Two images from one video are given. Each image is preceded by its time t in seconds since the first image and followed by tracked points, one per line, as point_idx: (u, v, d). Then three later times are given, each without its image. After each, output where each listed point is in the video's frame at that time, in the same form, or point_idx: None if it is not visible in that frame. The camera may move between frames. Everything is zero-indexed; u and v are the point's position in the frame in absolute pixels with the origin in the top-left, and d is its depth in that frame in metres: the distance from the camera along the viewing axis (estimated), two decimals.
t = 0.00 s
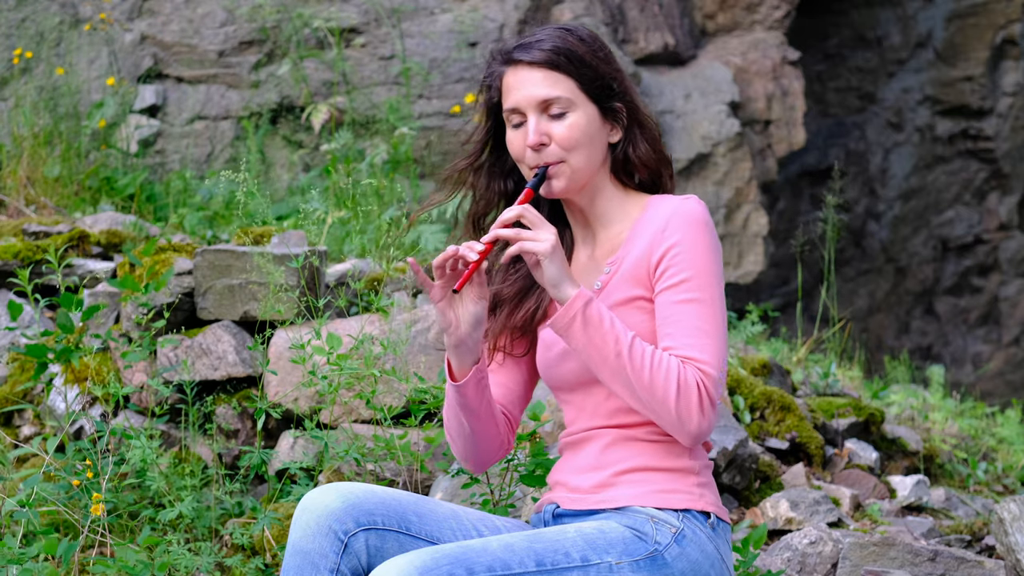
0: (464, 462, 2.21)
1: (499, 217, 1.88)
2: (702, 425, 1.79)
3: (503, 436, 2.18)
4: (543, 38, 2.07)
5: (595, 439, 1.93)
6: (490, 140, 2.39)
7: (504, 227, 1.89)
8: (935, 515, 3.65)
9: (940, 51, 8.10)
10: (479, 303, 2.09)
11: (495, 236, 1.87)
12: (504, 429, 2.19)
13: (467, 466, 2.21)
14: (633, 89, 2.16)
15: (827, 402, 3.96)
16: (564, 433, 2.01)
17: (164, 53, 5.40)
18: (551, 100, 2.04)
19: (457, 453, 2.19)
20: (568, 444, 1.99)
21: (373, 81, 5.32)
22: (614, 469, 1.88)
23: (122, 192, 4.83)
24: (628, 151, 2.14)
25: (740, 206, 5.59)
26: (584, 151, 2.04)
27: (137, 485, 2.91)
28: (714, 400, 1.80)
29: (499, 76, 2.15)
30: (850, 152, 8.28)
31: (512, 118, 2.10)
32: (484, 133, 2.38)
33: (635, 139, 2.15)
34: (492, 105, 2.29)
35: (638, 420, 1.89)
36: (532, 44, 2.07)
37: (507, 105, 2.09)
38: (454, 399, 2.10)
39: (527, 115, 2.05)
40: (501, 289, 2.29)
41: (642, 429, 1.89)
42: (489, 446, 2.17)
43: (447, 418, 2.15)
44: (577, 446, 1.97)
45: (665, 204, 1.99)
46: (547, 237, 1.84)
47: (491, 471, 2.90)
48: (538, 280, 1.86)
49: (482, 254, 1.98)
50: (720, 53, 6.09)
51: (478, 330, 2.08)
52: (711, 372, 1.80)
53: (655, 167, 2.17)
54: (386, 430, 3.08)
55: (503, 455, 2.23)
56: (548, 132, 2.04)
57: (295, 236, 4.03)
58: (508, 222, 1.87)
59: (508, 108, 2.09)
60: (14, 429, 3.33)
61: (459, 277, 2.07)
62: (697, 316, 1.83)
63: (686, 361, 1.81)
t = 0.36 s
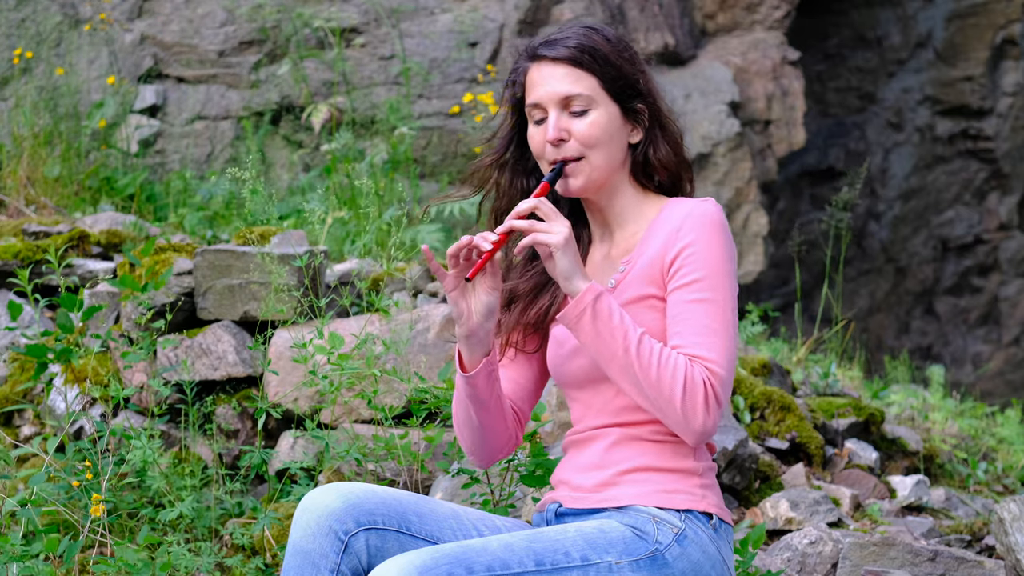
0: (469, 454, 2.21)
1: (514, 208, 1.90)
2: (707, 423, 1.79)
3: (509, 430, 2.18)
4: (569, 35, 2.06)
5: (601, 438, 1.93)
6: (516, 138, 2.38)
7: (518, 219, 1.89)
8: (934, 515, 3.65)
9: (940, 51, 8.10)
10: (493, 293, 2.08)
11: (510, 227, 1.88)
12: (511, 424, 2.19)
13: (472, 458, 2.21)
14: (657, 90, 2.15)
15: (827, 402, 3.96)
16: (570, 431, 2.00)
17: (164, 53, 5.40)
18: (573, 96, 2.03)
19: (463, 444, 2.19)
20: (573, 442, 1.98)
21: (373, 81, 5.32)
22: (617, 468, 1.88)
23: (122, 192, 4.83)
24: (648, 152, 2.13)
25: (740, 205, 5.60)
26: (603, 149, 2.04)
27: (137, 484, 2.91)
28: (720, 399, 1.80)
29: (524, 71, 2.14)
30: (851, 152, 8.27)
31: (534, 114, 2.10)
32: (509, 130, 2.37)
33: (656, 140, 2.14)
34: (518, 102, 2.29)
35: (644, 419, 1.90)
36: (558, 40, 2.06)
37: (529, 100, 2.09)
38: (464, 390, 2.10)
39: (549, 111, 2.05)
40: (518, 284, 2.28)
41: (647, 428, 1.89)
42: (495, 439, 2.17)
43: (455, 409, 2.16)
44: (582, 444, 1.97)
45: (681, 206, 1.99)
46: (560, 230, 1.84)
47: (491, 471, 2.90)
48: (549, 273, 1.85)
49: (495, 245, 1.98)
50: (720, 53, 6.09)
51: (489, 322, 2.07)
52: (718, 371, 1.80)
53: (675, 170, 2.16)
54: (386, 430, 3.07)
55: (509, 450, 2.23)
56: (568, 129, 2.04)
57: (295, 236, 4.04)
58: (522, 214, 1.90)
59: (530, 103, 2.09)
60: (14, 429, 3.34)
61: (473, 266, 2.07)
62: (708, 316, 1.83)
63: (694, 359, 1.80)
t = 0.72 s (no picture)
0: (469, 446, 2.19)
1: (520, 198, 1.90)
2: (701, 423, 1.77)
3: (509, 423, 2.17)
4: (585, 31, 2.07)
5: (601, 437, 1.93)
6: (534, 131, 2.38)
7: (523, 209, 1.90)
8: (934, 515, 3.65)
9: (940, 51, 8.11)
10: (493, 281, 2.09)
11: (513, 216, 1.90)
12: (511, 418, 2.17)
13: (472, 451, 2.19)
14: (672, 88, 2.15)
15: (827, 402, 3.96)
16: (571, 429, 2.01)
17: (164, 53, 5.40)
18: (586, 90, 2.03)
19: (463, 437, 2.18)
20: (574, 441, 1.99)
21: (373, 81, 5.32)
22: (617, 468, 1.88)
23: (122, 192, 4.83)
24: (662, 150, 2.12)
25: (740, 206, 5.60)
26: (614, 144, 2.03)
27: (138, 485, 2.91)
28: (715, 399, 1.78)
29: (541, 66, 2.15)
30: (850, 152, 8.24)
31: (548, 108, 2.11)
32: (526, 125, 2.38)
33: (670, 138, 2.13)
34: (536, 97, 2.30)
35: (644, 419, 1.89)
36: (574, 36, 2.07)
37: (543, 94, 2.09)
38: (463, 378, 2.10)
39: (561, 104, 2.05)
40: (526, 274, 2.31)
41: (647, 428, 1.89)
42: (495, 431, 2.16)
43: (455, 399, 2.15)
44: (583, 444, 1.97)
45: (690, 206, 1.99)
46: (563, 220, 1.85)
47: (491, 471, 2.90)
48: (551, 262, 1.87)
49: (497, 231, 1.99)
50: (720, 53, 6.09)
51: (490, 309, 2.08)
52: (714, 370, 1.79)
53: (687, 169, 2.15)
54: (386, 429, 3.08)
55: (508, 444, 2.21)
56: (579, 123, 2.04)
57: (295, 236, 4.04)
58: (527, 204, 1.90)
59: (544, 97, 2.09)
60: (14, 429, 3.34)
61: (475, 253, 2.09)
62: (710, 315, 1.82)
63: (691, 357, 1.80)
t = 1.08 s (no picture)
0: (477, 445, 2.20)
1: (518, 193, 1.95)
2: (689, 424, 1.76)
3: (514, 420, 2.17)
4: (587, 29, 2.08)
5: (603, 437, 1.93)
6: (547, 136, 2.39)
7: (520, 203, 1.95)
8: (935, 515, 3.65)
9: (940, 51, 8.11)
10: (491, 276, 2.10)
11: (512, 212, 1.94)
12: (516, 414, 2.17)
13: (480, 449, 2.20)
14: (678, 82, 2.13)
15: (827, 402, 3.97)
16: (574, 429, 2.01)
17: (164, 53, 5.41)
18: (588, 87, 2.03)
19: (471, 435, 2.19)
20: (575, 440, 1.99)
21: (373, 81, 5.33)
22: (617, 469, 1.88)
23: (122, 192, 4.83)
24: (669, 145, 2.10)
25: (740, 206, 5.60)
26: (618, 139, 2.03)
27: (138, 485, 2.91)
28: (705, 402, 1.78)
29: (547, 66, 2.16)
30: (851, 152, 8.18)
31: (554, 107, 2.11)
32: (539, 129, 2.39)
33: (676, 132, 2.11)
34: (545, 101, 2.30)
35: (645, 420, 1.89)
36: (576, 34, 2.08)
37: (548, 94, 2.10)
38: (464, 375, 2.10)
39: (565, 102, 2.06)
40: (537, 275, 2.32)
41: (649, 429, 1.89)
42: (500, 429, 2.16)
43: (460, 397, 2.16)
44: (584, 443, 1.97)
45: (697, 208, 1.98)
46: (559, 216, 1.89)
47: (491, 471, 2.90)
48: (548, 258, 1.89)
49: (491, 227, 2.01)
50: (720, 53, 6.10)
51: (488, 304, 2.09)
52: (705, 373, 1.78)
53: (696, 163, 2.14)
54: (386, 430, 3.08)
55: (515, 442, 2.21)
56: (583, 120, 2.04)
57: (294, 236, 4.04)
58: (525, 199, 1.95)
59: (550, 96, 2.10)
60: (13, 429, 3.34)
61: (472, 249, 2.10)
62: (708, 317, 1.81)
63: (683, 359, 1.79)
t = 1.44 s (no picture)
0: (485, 449, 2.21)
1: (510, 199, 1.96)
2: (683, 428, 1.77)
3: (520, 423, 2.17)
4: (580, 32, 2.08)
5: (603, 437, 1.93)
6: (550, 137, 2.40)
7: (513, 209, 1.95)
8: (935, 515, 3.65)
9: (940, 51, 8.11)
10: (487, 282, 2.09)
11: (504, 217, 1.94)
12: (521, 418, 2.17)
13: (488, 453, 2.21)
14: (675, 79, 2.12)
15: (827, 402, 3.97)
16: (575, 429, 2.01)
17: (164, 53, 5.41)
18: (581, 90, 2.03)
19: (479, 440, 2.20)
20: (576, 440, 1.99)
21: (373, 81, 5.32)
22: (617, 470, 1.88)
23: (122, 192, 4.83)
24: (666, 142, 2.10)
25: (740, 205, 5.60)
26: (613, 140, 2.03)
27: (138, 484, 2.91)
28: (700, 406, 1.78)
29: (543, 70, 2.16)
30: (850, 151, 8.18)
31: (552, 112, 2.12)
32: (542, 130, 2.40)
33: (673, 129, 2.11)
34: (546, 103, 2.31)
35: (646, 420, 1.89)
36: (570, 38, 2.08)
37: (545, 99, 2.11)
38: (466, 382, 2.10)
39: (559, 106, 2.07)
40: (541, 276, 2.32)
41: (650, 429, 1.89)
42: (506, 433, 2.16)
43: (465, 404, 2.17)
44: (585, 443, 1.97)
45: (699, 209, 1.98)
46: (551, 220, 1.89)
47: (491, 471, 2.90)
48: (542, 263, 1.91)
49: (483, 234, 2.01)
50: (720, 53, 6.10)
51: (485, 311, 2.08)
52: (701, 376, 1.78)
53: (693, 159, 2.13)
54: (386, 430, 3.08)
55: (523, 444, 2.21)
56: (578, 123, 2.05)
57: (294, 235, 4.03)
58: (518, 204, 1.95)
59: (546, 101, 2.11)
60: (14, 429, 3.34)
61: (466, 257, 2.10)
62: (706, 320, 1.81)
63: (678, 362, 1.79)
